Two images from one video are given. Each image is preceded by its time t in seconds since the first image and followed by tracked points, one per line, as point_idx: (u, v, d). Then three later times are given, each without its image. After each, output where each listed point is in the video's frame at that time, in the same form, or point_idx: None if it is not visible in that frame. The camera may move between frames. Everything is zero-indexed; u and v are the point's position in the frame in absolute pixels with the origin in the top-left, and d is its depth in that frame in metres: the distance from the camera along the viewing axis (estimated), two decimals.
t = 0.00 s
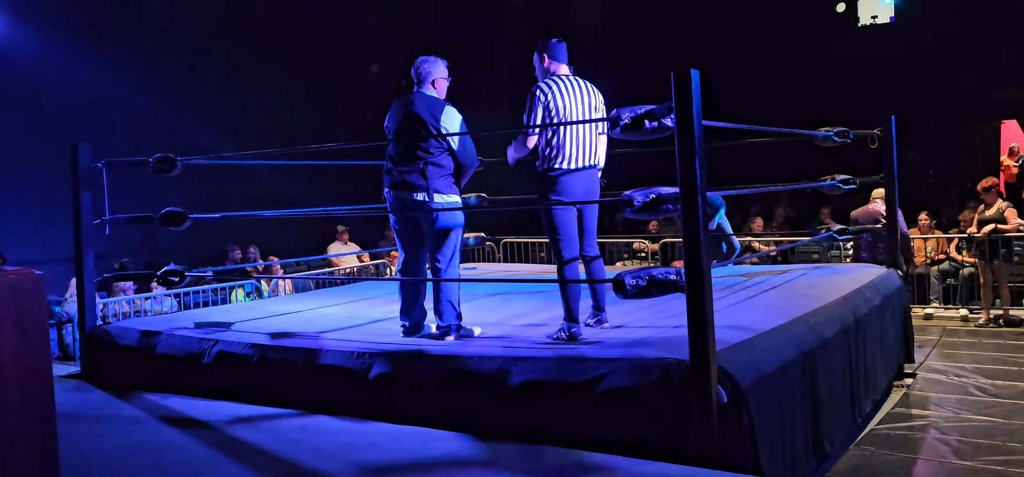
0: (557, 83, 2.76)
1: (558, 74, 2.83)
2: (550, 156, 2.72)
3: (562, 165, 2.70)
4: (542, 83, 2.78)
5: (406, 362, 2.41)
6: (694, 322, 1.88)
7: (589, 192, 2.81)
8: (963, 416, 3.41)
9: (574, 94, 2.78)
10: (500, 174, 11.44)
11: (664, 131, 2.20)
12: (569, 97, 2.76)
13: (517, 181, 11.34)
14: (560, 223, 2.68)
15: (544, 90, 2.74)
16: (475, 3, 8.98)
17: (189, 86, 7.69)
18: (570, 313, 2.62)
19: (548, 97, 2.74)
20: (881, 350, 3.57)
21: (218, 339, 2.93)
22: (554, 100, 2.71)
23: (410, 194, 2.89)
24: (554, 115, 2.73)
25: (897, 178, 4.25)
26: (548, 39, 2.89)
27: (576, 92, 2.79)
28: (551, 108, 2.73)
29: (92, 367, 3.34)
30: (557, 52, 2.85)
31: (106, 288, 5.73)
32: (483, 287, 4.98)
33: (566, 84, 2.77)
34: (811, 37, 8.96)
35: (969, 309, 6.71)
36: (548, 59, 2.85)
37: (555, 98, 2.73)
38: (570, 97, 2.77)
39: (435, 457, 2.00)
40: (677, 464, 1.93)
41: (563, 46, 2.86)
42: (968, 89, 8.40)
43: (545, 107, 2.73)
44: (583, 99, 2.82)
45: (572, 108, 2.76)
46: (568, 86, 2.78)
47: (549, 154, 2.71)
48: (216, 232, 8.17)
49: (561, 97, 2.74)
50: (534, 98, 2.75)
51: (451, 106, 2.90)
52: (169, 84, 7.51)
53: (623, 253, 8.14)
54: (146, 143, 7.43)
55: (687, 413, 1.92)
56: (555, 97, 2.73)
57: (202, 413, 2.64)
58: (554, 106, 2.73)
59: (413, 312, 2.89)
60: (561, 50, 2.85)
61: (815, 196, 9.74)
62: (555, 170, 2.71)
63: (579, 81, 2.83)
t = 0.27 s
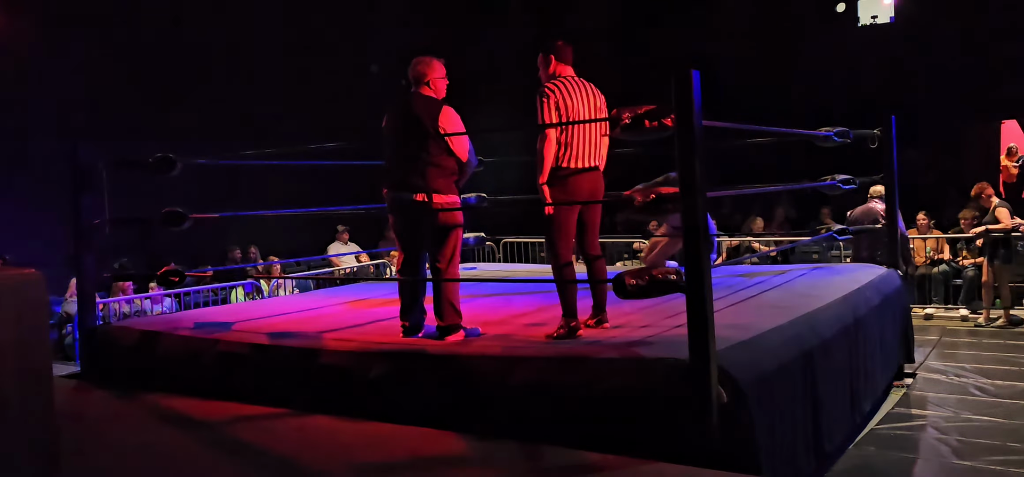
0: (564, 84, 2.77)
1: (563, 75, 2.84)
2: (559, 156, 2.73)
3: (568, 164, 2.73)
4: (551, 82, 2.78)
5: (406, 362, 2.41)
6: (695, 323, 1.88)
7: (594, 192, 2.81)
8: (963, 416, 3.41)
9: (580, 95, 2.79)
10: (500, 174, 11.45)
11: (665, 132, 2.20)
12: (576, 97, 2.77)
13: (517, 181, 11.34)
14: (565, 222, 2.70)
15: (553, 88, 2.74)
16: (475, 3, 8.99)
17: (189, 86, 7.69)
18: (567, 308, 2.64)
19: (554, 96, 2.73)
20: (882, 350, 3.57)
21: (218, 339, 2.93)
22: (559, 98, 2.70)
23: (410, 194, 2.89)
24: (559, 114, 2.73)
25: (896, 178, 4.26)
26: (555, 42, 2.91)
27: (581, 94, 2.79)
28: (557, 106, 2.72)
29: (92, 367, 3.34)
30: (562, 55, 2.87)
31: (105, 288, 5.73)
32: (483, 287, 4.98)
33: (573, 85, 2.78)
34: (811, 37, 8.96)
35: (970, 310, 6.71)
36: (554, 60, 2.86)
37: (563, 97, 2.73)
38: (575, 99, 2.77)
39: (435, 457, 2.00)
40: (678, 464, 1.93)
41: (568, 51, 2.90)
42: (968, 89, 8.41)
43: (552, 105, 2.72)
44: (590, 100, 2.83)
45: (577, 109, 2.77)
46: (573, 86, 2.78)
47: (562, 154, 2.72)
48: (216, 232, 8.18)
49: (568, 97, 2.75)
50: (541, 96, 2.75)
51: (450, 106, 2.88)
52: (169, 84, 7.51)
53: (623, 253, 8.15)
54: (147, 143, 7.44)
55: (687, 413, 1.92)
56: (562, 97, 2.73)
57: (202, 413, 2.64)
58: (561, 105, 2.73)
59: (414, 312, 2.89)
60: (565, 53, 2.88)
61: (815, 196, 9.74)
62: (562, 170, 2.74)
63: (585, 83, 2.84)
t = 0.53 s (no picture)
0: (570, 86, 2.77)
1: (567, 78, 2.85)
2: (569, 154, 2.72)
3: (576, 164, 2.73)
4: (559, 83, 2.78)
5: (405, 362, 2.41)
6: (694, 323, 1.88)
7: (597, 191, 2.81)
8: (963, 416, 3.41)
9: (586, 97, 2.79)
10: (500, 174, 11.45)
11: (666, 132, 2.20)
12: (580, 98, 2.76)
13: (517, 181, 11.34)
14: (561, 222, 2.70)
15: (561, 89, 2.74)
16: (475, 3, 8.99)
17: (189, 86, 7.69)
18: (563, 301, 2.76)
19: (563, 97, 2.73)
20: (881, 350, 3.57)
21: (218, 339, 2.93)
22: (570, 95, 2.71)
23: (410, 195, 2.91)
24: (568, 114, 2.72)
25: (897, 178, 4.25)
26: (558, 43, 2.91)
27: (585, 92, 2.80)
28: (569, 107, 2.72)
29: (92, 367, 3.34)
30: (564, 57, 2.87)
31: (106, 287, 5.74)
32: (483, 287, 4.98)
33: (577, 87, 2.78)
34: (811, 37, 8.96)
35: (970, 310, 6.70)
36: (556, 62, 2.86)
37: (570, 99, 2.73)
38: (580, 97, 2.78)
39: (435, 457, 2.00)
40: (677, 464, 1.93)
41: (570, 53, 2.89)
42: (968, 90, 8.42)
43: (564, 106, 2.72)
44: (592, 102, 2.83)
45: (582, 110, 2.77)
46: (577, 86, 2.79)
47: (567, 150, 2.72)
48: (216, 232, 8.17)
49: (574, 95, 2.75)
50: (551, 97, 2.75)
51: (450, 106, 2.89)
52: (169, 84, 7.51)
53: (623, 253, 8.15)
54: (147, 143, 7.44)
55: (686, 413, 1.92)
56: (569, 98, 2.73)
57: (201, 413, 2.64)
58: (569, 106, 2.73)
59: (414, 312, 2.89)
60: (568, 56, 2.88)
61: (815, 196, 9.74)
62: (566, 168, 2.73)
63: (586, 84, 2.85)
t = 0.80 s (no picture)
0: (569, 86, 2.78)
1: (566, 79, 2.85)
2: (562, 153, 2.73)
3: (572, 163, 2.73)
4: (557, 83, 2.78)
5: (406, 362, 2.41)
6: (694, 322, 1.88)
7: (595, 191, 2.81)
8: (963, 416, 3.41)
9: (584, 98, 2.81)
10: (500, 174, 11.45)
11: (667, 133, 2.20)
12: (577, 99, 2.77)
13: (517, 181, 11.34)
14: (553, 220, 2.70)
15: (557, 91, 2.74)
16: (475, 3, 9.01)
17: (189, 86, 7.69)
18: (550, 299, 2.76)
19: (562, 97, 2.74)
20: (881, 350, 3.57)
21: (218, 339, 2.93)
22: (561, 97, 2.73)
23: (409, 195, 2.94)
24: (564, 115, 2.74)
25: (897, 178, 4.25)
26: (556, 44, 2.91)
27: (582, 93, 2.80)
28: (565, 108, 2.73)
29: (92, 367, 3.34)
30: (564, 59, 2.88)
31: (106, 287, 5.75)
32: (483, 287, 4.99)
33: (575, 87, 2.79)
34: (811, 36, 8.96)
35: (971, 310, 6.70)
36: (554, 63, 2.86)
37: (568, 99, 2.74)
38: (577, 98, 2.78)
39: (435, 457, 2.00)
40: (677, 464, 1.93)
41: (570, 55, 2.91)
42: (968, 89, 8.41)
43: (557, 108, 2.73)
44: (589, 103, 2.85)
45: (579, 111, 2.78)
46: (573, 86, 2.79)
47: (560, 149, 2.72)
48: (216, 232, 8.17)
49: (570, 95, 2.75)
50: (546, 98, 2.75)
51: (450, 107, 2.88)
52: (170, 84, 7.51)
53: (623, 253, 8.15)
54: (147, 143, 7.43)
55: (686, 413, 1.91)
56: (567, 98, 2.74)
57: (201, 413, 2.64)
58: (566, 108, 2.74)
59: (413, 312, 2.90)
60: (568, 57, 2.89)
61: (814, 196, 9.74)
62: (563, 168, 2.73)
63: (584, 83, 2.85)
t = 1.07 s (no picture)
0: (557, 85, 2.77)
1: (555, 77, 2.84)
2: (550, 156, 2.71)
3: (559, 165, 2.72)
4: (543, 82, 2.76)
5: (406, 362, 2.41)
6: (694, 322, 1.88)
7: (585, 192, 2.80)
8: (963, 416, 3.41)
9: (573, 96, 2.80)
10: (500, 174, 11.46)
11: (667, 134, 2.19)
12: (567, 98, 2.77)
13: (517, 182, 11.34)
14: (554, 224, 2.67)
15: (544, 90, 2.72)
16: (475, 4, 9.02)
17: (189, 86, 7.70)
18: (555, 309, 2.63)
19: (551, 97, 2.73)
20: (881, 350, 3.57)
21: (218, 339, 2.93)
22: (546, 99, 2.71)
23: (409, 195, 2.93)
24: (555, 115, 2.72)
25: (897, 178, 4.25)
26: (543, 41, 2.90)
27: (571, 93, 2.80)
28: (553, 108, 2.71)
29: (92, 368, 3.34)
30: (553, 56, 2.88)
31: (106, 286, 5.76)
32: (483, 287, 4.99)
33: (563, 86, 2.78)
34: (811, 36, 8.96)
35: (971, 309, 6.69)
36: (541, 60, 2.86)
37: (556, 99, 2.73)
38: (566, 98, 2.77)
39: (435, 457, 2.00)
40: (677, 464, 1.93)
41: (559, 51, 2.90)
42: (968, 89, 8.42)
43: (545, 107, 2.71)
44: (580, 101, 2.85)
45: (568, 110, 2.77)
46: (562, 86, 2.78)
47: (550, 151, 2.70)
48: (216, 232, 8.18)
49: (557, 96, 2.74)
50: (534, 98, 2.73)
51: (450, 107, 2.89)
52: (170, 84, 7.52)
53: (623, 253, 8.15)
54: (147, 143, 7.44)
55: (686, 413, 1.92)
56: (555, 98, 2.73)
57: (201, 413, 2.64)
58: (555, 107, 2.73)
59: (413, 313, 2.90)
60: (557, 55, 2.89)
61: (814, 195, 9.74)
62: (553, 170, 2.72)
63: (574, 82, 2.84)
